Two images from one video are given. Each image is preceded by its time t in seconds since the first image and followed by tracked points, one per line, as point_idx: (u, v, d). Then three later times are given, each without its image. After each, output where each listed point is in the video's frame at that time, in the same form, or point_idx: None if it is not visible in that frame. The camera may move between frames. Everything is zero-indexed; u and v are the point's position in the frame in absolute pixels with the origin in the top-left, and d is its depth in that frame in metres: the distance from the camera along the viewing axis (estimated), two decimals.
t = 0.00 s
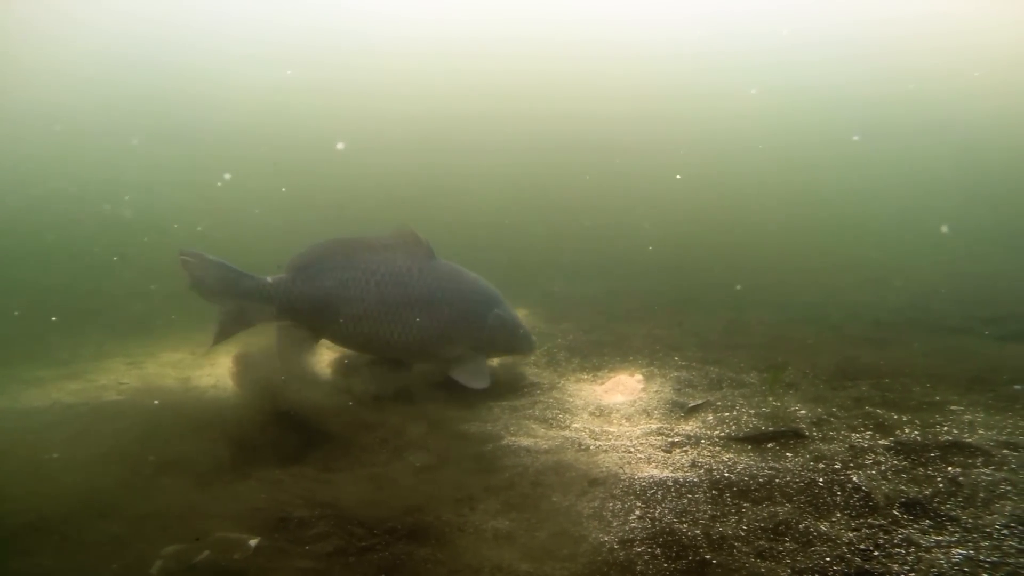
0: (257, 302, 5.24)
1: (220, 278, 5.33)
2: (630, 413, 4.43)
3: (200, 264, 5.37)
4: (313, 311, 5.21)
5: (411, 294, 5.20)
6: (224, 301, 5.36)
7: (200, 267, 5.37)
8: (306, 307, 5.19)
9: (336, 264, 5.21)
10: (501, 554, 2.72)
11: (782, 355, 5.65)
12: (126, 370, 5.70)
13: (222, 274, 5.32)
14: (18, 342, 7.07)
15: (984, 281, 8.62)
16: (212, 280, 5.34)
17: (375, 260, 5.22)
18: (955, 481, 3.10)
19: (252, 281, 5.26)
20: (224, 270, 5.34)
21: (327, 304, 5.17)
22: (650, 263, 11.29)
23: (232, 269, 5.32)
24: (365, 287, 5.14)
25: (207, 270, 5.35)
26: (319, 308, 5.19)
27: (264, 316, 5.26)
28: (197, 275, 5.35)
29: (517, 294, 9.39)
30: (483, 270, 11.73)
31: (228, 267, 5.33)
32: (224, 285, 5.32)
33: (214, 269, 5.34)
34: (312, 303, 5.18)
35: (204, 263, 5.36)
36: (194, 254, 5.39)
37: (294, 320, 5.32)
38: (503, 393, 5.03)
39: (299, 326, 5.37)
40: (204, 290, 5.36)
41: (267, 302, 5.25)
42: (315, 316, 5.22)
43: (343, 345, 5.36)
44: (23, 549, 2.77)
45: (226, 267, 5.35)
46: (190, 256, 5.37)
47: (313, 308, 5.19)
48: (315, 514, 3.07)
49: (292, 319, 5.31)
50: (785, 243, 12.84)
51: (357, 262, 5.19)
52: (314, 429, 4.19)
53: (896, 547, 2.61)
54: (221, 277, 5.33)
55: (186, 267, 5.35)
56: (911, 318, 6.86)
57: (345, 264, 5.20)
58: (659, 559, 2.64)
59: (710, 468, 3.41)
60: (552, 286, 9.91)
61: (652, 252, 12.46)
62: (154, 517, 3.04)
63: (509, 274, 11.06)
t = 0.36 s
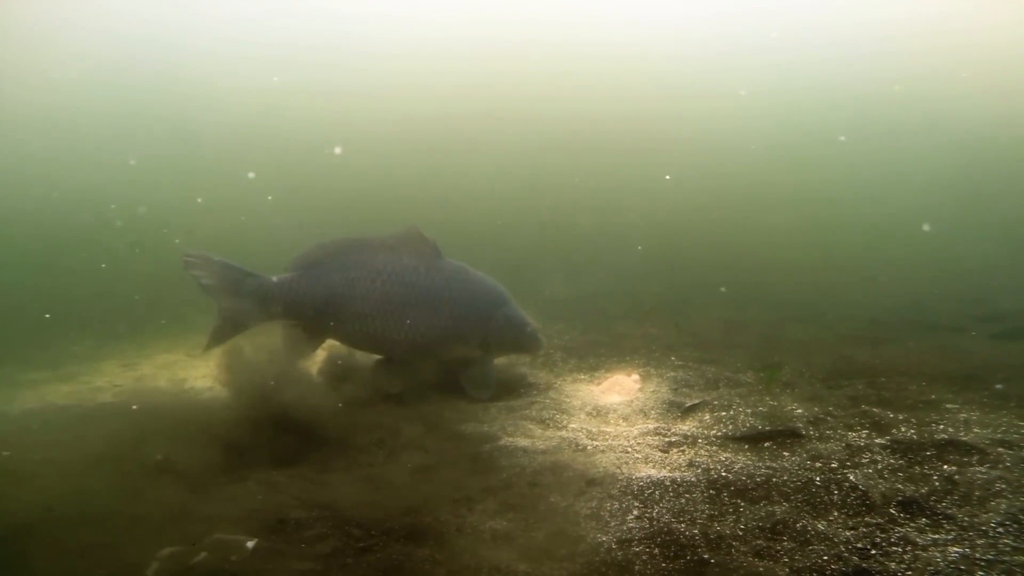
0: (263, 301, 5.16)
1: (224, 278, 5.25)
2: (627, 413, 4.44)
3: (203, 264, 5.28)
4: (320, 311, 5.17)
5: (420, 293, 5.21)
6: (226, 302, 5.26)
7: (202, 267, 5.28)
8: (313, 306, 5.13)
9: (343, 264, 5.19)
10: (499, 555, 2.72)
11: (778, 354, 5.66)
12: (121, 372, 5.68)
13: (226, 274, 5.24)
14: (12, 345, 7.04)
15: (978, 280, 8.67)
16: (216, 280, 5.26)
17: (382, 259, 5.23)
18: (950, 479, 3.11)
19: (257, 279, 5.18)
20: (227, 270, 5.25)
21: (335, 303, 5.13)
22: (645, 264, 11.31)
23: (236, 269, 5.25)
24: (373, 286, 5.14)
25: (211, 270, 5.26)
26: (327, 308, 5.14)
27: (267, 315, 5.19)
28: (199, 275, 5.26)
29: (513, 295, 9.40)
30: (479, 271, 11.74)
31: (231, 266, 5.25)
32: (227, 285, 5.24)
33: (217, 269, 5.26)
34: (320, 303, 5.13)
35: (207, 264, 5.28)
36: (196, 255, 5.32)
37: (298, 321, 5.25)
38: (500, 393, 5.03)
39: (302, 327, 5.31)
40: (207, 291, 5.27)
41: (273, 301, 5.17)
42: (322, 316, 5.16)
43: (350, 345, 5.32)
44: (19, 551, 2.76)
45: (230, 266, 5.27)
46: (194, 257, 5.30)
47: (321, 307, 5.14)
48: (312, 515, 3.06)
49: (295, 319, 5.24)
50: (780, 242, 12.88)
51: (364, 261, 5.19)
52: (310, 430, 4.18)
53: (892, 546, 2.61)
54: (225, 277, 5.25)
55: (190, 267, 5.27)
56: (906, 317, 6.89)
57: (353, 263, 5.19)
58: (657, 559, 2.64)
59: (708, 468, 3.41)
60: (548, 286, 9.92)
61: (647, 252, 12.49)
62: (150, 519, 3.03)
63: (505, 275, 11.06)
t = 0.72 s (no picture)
0: (269, 300, 5.13)
1: (230, 277, 5.21)
2: (622, 414, 4.44)
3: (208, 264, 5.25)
4: (326, 311, 5.16)
5: (428, 294, 5.23)
6: (231, 301, 5.22)
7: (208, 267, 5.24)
8: (320, 306, 5.13)
9: (350, 264, 5.20)
10: (495, 555, 2.72)
11: (772, 355, 5.68)
12: (113, 373, 5.65)
13: (232, 274, 5.21)
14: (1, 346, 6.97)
15: (970, 281, 8.73)
16: (221, 280, 5.22)
17: (391, 259, 5.25)
18: (943, 479, 3.13)
19: (264, 279, 5.15)
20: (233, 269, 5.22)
21: (341, 303, 5.14)
22: (640, 265, 11.33)
23: (242, 268, 5.22)
24: (380, 287, 5.15)
25: (216, 269, 5.22)
26: (333, 307, 5.14)
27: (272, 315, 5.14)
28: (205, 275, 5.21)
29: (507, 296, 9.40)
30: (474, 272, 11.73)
31: (238, 266, 5.22)
32: (233, 285, 5.20)
33: (223, 269, 5.22)
34: (327, 302, 5.12)
35: (212, 263, 5.24)
36: (202, 256, 5.28)
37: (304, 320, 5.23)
38: (495, 394, 5.03)
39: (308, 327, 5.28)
40: (212, 290, 5.22)
41: (279, 301, 5.14)
42: (328, 315, 5.16)
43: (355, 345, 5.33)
44: (11, 552, 2.74)
45: (236, 266, 5.23)
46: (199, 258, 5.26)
47: (327, 306, 5.14)
48: (307, 516, 3.05)
49: (301, 319, 5.22)
50: (773, 244, 12.94)
51: (372, 262, 5.20)
52: (305, 431, 4.16)
53: (886, 545, 2.63)
54: (232, 277, 5.22)
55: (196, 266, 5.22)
56: (898, 318, 6.93)
57: (360, 263, 5.19)
58: (653, 559, 2.65)
59: (703, 468, 3.42)
60: (542, 287, 9.92)
61: (642, 253, 12.51)
62: (144, 520, 3.01)
63: (499, 275, 11.05)
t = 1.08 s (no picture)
0: (276, 297, 5.14)
1: (237, 274, 5.24)
2: (617, 414, 4.44)
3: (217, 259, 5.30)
4: (332, 308, 5.22)
5: (433, 293, 5.27)
6: (238, 298, 5.24)
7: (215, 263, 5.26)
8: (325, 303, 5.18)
9: (356, 261, 5.25)
10: (491, 555, 2.71)
11: (767, 355, 5.70)
12: (106, 373, 5.62)
13: (240, 270, 5.23)
14: None
15: (963, 281, 8.78)
16: (229, 276, 5.25)
17: (397, 258, 5.29)
18: (936, 478, 3.15)
19: (270, 275, 5.18)
20: (241, 266, 5.24)
21: (346, 300, 5.19)
22: (635, 265, 11.34)
23: (249, 265, 5.24)
24: (385, 284, 5.20)
25: (224, 266, 5.25)
26: (338, 304, 5.20)
27: (278, 312, 5.15)
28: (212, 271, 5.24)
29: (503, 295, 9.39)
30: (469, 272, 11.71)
31: (245, 262, 5.24)
32: (241, 282, 5.23)
33: (231, 265, 5.24)
34: (332, 299, 5.18)
35: (220, 260, 5.26)
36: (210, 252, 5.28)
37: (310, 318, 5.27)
38: (491, 394, 5.03)
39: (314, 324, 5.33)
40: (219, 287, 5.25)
41: (284, 297, 5.16)
42: (333, 312, 5.22)
43: (361, 342, 5.38)
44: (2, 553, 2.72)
45: (243, 263, 5.26)
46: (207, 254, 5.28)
47: (332, 304, 5.20)
48: (302, 516, 3.04)
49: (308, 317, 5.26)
50: (768, 244, 12.98)
51: (379, 260, 5.24)
52: (299, 431, 4.15)
53: (880, 545, 2.64)
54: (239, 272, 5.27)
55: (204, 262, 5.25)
56: (892, 317, 6.97)
57: (366, 261, 5.24)
58: (648, 559, 2.65)
59: (698, 468, 3.42)
60: (537, 287, 9.92)
61: (637, 253, 12.53)
62: (137, 521, 3.00)
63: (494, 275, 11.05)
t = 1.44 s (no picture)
0: (280, 296, 5.11)
1: (240, 271, 5.18)
2: (613, 413, 4.46)
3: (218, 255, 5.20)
4: (336, 305, 5.20)
5: (436, 291, 5.27)
6: (240, 295, 5.19)
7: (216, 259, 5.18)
8: (330, 300, 5.16)
9: (360, 259, 5.24)
10: (487, 555, 2.72)
11: (762, 354, 5.72)
12: (99, 373, 5.60)
13: (242, 267, 5.16)
14: None
15: (955, 280, 8.84)
16: (231, 272, 5.19)
17: (401, 255, 5.28)
18: (929, 477, 3.17)
19: (276, 274, 5.13)
20: (243, 262, 5.18)
21: (350, 298, 5.18)
22: (629, 264, 11.37)
23: (252, 262, 5.18)
24: (389, 282, 5.19)
25: (226, 262, 5.17)
26: (343, 301, 5.18)
27: (281, 310, 5.12)
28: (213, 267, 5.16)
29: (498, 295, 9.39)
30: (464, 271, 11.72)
31: (247, 259, 5.18)
32: (243, 279, 5.17)
33: (233, 261, 5.17)
34: (337, 298, 5.17)
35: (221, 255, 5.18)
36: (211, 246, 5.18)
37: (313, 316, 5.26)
38: (487, 393, 5.03)
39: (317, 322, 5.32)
40: (220, 283, 5.18)
41: (290, 297, 5.13)
42: (338, 309, 5.21)
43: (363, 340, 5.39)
44: None
45: (246, 259, 5.19)
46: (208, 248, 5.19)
47: (337, 301, 5.18)
48: (298, 516, 3.03)
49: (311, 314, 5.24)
50: (762, 243, 13.04)
51: (383, 258, 5.23)
52: (295, 431, 4.14)
53: (874, 543, 2.66)
54: (242, 269, 5.19)
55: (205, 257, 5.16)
56: (885, 316, 7.01)
57: (370, 258, 5.23)
58: (644, 558, 2.66)
59: (694, 467, 3.43)
60: (532, 286, 9.92)
61: (631, 252, 12.56)
62: (132, 522, 2.99)
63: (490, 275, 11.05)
